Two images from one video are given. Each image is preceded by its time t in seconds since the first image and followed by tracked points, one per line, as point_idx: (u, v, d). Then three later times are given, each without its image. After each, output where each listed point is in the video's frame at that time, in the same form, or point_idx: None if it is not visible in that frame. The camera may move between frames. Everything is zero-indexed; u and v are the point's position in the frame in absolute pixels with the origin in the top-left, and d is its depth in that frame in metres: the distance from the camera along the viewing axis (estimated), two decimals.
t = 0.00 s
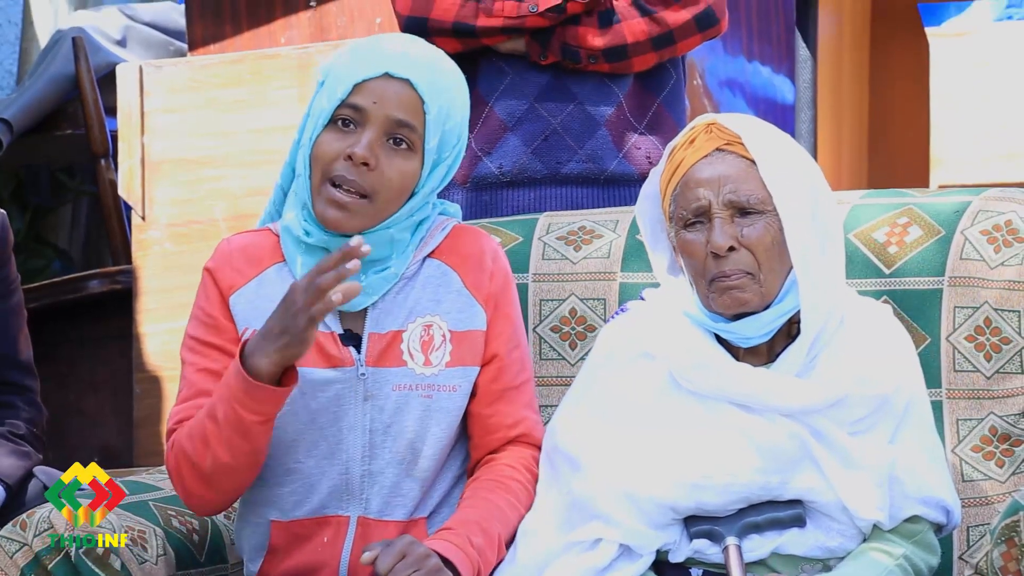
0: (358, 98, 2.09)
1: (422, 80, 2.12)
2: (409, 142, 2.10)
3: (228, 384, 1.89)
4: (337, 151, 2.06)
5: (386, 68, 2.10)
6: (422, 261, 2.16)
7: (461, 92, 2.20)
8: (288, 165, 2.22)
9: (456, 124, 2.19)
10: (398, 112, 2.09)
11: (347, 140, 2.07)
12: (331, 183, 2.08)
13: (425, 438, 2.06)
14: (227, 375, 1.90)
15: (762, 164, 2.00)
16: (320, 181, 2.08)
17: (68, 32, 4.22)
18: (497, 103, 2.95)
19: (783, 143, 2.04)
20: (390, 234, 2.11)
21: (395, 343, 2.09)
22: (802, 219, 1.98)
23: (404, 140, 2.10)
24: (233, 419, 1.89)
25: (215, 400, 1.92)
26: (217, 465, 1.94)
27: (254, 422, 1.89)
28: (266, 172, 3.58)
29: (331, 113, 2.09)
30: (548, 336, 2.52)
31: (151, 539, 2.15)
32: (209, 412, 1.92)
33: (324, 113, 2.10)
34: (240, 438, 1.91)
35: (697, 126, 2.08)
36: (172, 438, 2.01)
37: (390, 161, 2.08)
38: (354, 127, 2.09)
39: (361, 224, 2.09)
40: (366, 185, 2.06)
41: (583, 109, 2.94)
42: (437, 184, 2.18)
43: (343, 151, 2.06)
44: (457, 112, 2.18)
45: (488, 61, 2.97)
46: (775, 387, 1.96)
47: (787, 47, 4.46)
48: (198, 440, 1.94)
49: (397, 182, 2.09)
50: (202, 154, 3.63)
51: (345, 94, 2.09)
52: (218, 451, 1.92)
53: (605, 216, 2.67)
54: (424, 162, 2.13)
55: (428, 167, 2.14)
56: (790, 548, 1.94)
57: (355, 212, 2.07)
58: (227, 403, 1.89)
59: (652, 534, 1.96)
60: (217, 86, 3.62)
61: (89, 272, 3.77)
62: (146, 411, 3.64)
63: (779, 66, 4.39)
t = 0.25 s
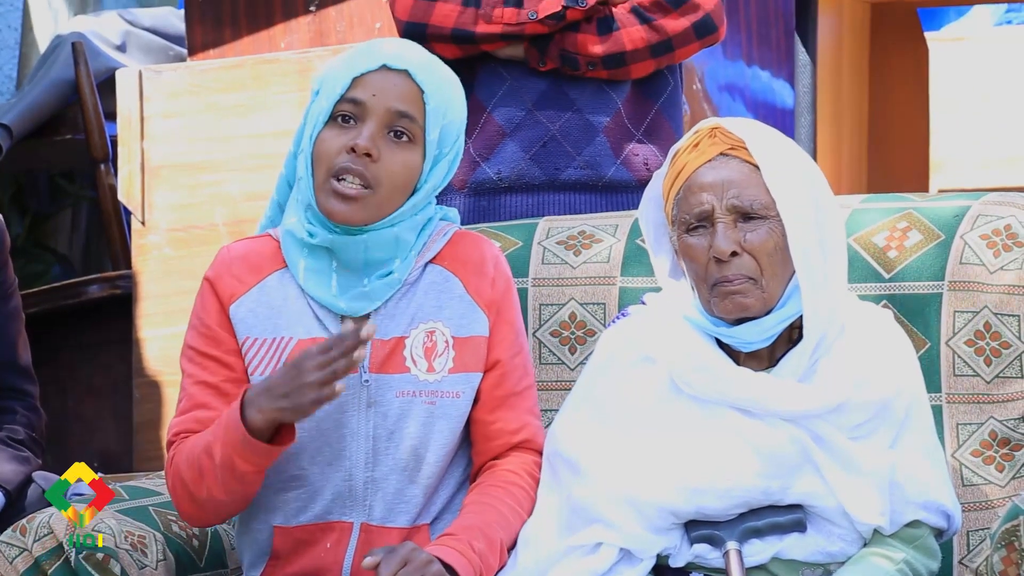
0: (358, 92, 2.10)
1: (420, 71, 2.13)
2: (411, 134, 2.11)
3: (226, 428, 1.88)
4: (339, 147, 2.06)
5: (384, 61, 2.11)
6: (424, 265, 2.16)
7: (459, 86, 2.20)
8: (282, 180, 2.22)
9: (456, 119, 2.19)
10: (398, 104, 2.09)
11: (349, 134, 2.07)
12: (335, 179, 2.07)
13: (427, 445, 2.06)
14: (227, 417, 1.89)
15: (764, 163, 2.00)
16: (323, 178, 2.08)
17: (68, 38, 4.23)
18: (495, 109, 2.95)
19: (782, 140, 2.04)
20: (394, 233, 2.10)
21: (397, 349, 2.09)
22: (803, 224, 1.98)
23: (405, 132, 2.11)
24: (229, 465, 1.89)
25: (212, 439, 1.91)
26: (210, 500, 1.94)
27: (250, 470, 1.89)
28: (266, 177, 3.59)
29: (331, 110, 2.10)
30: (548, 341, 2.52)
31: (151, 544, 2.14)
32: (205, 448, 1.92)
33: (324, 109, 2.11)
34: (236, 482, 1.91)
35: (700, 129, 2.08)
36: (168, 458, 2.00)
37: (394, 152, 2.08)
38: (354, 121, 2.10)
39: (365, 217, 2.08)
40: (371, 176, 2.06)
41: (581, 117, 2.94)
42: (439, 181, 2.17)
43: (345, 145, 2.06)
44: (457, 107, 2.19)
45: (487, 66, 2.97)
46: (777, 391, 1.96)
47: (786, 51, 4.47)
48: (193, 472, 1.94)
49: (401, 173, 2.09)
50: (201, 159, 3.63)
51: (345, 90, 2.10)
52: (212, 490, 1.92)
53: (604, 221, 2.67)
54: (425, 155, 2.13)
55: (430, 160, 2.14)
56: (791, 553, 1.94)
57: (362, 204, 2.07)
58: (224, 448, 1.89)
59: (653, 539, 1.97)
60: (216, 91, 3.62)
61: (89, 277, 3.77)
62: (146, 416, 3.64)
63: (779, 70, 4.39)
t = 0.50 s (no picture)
0: (356, 99, 2.09)
1: (417, 77, 2.11)
2: (408, 140, 2.09)
3: (231, 393, 1.90)
4: (337, 154, 2.05)
5: (381, 68, 2.10)
6: (425, 270, 2.16)
7: (456, 90, 2.19)
8: (284, 184, 2.22)
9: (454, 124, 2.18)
10: (395, 111, 2.08)
11: (346, 142, 2.06)
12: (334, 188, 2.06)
13: (427, 449, 2.06)
14: (230, 385, 1.91)
15: (766, 169, 2.00)
16: (321, 186, 2.07)
17: (68, 42, 4.22)
18: (495, 113, 2.95)
19: (782, 145, 2.04)
20: (393, 240, 2.10)
21: (397, 354, 2.09)
22: (803, 229, 1.98)
23: (403, 139, 2.09)
24: (235, 430, 1.90)
25: (215, 409, 1.92)
26: (212, 475, 1.94)
27: (258, 432, 1.90)
28: (266, 180, 3.59)
29: (328, 118, 2.08)
30: (548, 344, 2.52)
31: (151, 547, 2.14)
32: (207, 421, 1.92)
33: (322, 116, 2.09)
34: (241, 448, 1.91)
35: (702, 134, 2.08)
36: (164, 444, 2.00)
37: (391, 160, 2.07)
38: (352, 129, 2.08)
39: (365, 224, 2.07)
40: (369, 185, 2.05)
41: (581, 122, 2.94)
42: (438, 185, 2.16)
43: (343, 153, 2.05)
44: (455, 111, 2.18)
45: (487, 70, 2.97)
46: (777, 395, 1.96)
47: (786, 54, 4.47)
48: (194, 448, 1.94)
49: (399, 180, 2.08)
50: (201, 163, 3.63)
51: (342, 97, 2.09)
52: (216, 461, 1.92)
53: (604, 224, 2.67)
54: (424, 161, 2.12)
55: (428, 166, 2.12)
56: (791, 556, 1.95)
57: (360, 213, 2.06)
58: (230, 412, 1.90)
59: (654, 542, 1.97)
60: (216, 95, 3.63)
61: (89, 281, 3.77)
62: (146, 420, 3.64)
63: (779, 74, 4.40)
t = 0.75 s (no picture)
0: (355, 104, 2.08)
1: (417, 82, 2.10)
2: (408, 145, 2.09)
3: (250, 373, 1.95)
4: (336, 160, 2.05)
5: (380, 73, 2.09)
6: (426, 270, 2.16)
7: (456, 92, 2.18)
8: (286, 182, 2.21)
9: (453, 127, 2.17)
10: (394, 116, 2.07)
11: (345, 147, 2.06)
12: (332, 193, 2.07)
13: (427, 450, 2.06)
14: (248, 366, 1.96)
15: (766, 172, 2.00)
16: (320, 192, 2.07)
17: (69, 44, 4.22)
18: (496, 114, 2.95)
19: (782, 148, 2.03)
20: (393, 243, 2.11)
21: (397, 354, 2.09)
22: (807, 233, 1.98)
23: (402, 144, 2.08)
24: (257, 408, 1.94)
25: (232, 390, 1.95)
26: (226, 457, 1.95)
27: (279, 411, 1.95)
28: (267, 182, 3.59)
29: (327, 122, 2.08)
30: (549, 346, 2.52)
31: (152, 549, 2.14)
32: (223, 403, 1.95)
33: (321, 121, 2.09)
34: (261, 427, 1.95)
35: (701, 135, 2.07)
36: (168, 434, 2.00)
37: (390, 165, 2.07)
38: (351, 134, 2.08)
39: (363, 230, 2.08)
40: (367, 192, 2.05)
41: (582, 123, 2.94)
42: (438, 189, 2.16)
43: (342, 159, 2.05)
44: (456, 114, 2.17)
45: (488, 71, 2.97)
46: (777, 396, 1.96)
47: (787, 56, 4.47)
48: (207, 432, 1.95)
49: (398, 186, 2.07)
50: (202, 165, 3.64)
51: (341, 102, 2.08)
52: (232, 442, 1.94)
53: (604, 226, 2.67)
54: (424, 165, 2.11)
55: (428, 170, 2.12)
56: (791, 558, 1.94)
57: (358, 220, 2.06)
58: (251, 391, 1.94)
59: (654, 543, 1.96)
60: (217, 97, 3.63)
61: (90, 282, 3.77)
62: (147, 422, 3.64)
63: (779, 76, 4.40)
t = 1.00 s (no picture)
0: (359, 106, 2.08)
1: (421, 83, 2.10)
2: (413, 146, 2.08)
3: (267, 393, 1.97)
4: (342, 162, 2.05)
5: (384, 75, 2.09)
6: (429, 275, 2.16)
7: (458, 92, 2.19)
8: (288, 188, 2.21)
9: (457, 128, 2.17)
10: (400, 117, 2.07)
11: (351, 149, 2.06)
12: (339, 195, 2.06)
13: (427, 458, 2.06)
14: (264, 386, 1.98)
15: (768, 172, 2.00)
16: (328, 194, 2.07)
17: (69, 45, 4.23)
18: (498, 115, 2.95)
19: (783, 149, 2.04)
20: (398, 248, 2.10)
21: (399, 364, 2.09)
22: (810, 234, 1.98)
23: (408, 145, 2.08)
24: (274, 429, 1.96)
25: (247, 410, 1.97)
26: (240, 475, 1.98)
27: (295, 430, 1.98)
28: (267, 183, 3.59)
29: (332, 125, 2.08)
30: (549, 347, 2.52)
31: (152, 550, 2.13)
32: (238, 422, 1.97)
33: (326, 124, 2.08)
34: (278, 446, 1.98)
35: (703, 136, 2.08)
36: (177, 448, 2.02)
37: (397, 166, 2.06)
38: (356, 136, 2.07)
39: (372, 232, 2.07)
40: (377, 192, 2.05)
41: (584, 122, 2.94)
42: (441, 192, 2.16)
43: (348, 160, 2.04)
44: (458, 116, 2.17)
45: (489, 71, 2.97)
46: (779, 399, 1.96)
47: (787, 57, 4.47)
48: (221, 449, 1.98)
49: (406, 186, 2.07)
50: (203, 166, 3.64)
51: (345, 104, 2.08)
52: (248, 460, 1.97)
53: (605, 227, 2.67)
54: (429, 165, 2.12)
55: (434, 170, 2.13)
56: (792, 558, 1.95)
57: (367, 220, 2.05)
58: (267, 412, 1.96)
59: (655, 544, 1.97)
60: (217, 98, 3.63)
61: (91, 284, 3.77)
62: (147, 423, 3.64)
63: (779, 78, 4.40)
